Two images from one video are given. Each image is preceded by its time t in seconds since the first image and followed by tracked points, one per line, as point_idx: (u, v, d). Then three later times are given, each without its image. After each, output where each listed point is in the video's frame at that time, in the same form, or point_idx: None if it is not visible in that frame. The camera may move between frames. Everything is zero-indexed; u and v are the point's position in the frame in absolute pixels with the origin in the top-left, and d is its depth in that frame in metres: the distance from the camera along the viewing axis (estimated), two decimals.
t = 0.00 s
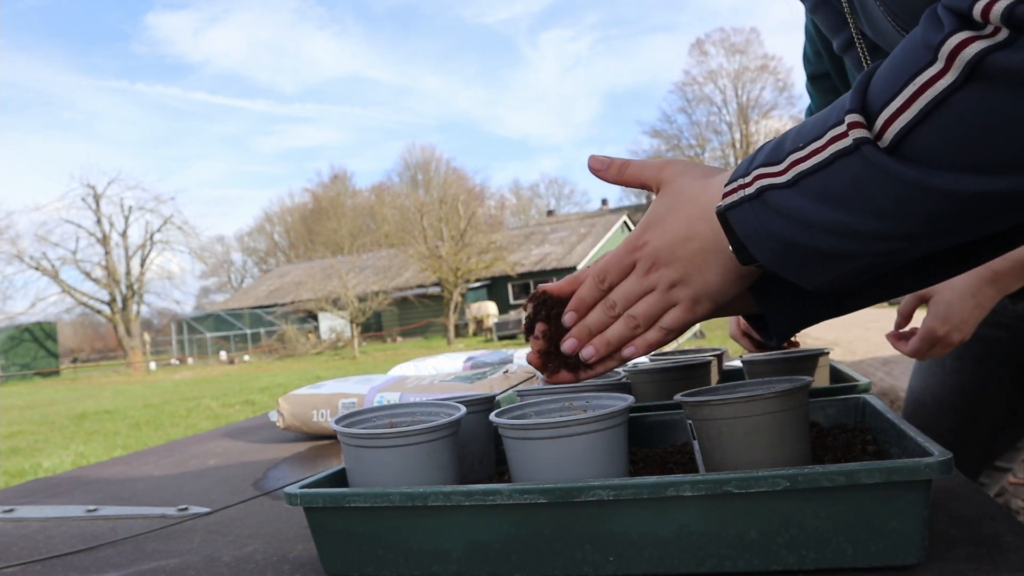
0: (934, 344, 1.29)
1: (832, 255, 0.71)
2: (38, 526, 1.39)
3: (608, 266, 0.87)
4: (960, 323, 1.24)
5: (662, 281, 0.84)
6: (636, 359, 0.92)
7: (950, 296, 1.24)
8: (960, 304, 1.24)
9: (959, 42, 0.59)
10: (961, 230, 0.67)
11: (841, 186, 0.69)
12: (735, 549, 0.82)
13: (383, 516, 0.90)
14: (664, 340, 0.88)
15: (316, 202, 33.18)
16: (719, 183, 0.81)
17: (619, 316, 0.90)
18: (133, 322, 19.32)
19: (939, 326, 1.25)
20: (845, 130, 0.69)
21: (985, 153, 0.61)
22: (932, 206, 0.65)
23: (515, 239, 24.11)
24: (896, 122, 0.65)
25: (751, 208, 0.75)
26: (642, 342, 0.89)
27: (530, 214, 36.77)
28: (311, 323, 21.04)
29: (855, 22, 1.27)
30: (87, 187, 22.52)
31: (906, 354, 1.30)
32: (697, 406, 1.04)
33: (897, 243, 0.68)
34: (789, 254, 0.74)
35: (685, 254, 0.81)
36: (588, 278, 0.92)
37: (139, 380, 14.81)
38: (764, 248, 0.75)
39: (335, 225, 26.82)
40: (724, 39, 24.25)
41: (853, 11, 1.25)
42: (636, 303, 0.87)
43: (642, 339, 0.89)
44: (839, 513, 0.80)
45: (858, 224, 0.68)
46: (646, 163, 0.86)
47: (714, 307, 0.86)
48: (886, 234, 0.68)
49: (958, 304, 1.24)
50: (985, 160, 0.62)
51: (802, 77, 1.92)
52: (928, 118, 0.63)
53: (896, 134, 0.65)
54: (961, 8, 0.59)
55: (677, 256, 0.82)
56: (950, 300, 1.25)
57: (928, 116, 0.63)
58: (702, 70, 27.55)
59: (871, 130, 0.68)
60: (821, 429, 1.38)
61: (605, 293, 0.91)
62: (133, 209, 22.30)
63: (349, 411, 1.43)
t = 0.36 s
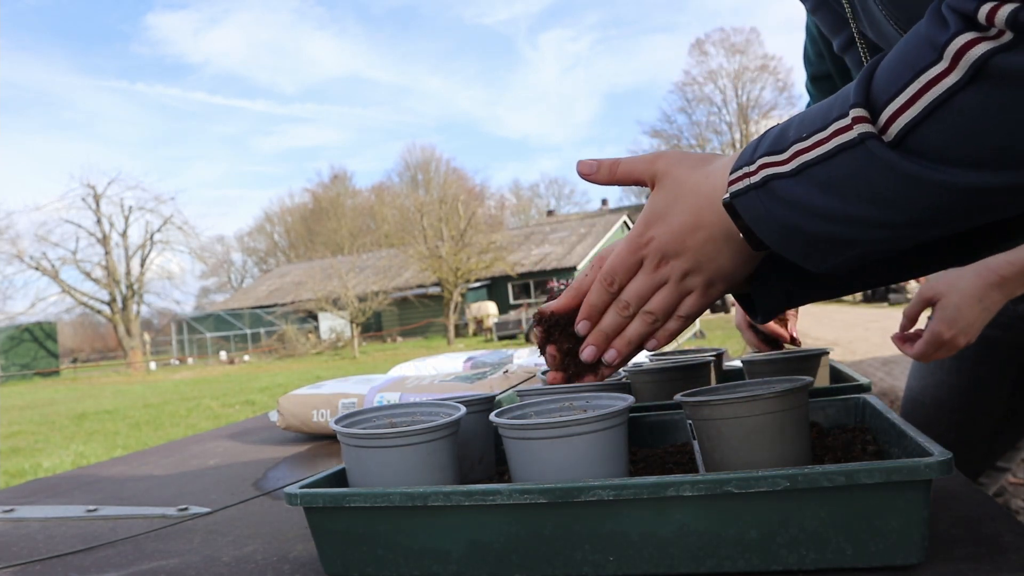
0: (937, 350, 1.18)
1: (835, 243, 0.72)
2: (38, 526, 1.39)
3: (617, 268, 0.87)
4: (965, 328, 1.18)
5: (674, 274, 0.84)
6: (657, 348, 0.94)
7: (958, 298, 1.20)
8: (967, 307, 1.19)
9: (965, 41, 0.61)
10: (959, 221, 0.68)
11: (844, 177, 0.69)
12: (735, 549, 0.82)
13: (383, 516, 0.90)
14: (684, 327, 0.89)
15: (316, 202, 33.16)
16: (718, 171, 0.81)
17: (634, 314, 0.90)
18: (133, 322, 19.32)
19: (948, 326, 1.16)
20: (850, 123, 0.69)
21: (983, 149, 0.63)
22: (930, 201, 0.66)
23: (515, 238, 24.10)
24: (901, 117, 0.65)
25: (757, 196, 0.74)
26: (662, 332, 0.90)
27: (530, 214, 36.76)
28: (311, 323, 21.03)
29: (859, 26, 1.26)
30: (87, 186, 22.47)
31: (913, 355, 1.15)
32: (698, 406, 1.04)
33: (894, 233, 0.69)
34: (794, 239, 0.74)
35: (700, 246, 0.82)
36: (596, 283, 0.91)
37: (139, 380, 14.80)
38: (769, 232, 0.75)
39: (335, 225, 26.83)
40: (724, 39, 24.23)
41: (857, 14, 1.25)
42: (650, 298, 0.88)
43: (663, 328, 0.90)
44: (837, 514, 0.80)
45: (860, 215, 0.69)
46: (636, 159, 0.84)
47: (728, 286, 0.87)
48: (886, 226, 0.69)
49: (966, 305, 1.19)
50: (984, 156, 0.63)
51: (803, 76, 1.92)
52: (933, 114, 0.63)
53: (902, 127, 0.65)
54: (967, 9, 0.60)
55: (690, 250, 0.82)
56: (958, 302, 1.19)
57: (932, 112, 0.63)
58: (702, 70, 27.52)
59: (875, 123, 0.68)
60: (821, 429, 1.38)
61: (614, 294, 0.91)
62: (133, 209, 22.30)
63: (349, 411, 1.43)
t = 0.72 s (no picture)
0: (937, 352, 1.16)
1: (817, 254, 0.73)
2: (38, 526, 1.39)
3: (606, 280, 0.87)
4: (966, 328, 1.17)
5: (665, 285, 0.85)
6: (649, 357, 0.95)
7: (957, 299, 1.19)
8: (967, 308, 1.19)
9: (922, 69, 0.64)
10: (937, 236, 0.70)
11: (824, 193, 0.71)
12: (735, 549, 0.82)
13: (384, 516, 0.90)
14: (675, 334, 0.91)
15: (316, 202, 33.15)
16: (709, 183, 0.81)
17: (624, 324, 0.91)
18: (133, 323, 19.32)
19: (948, 326, 1.15)
20: (825, 143, 0.71)
21: (950, 166, 0.65)
22: (904, 216, 0.68)
23: (515, 238, 24.09)
24: (871, 138, 0.68)
25: (745, 210, 0.76)
26: (656, 340, 0.92)
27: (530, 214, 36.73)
28: (311, 323, 21.02)
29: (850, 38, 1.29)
30: (87, 187, 22.45)
31: (911, 355, 1.15)
32: (698, 406, 1.04)
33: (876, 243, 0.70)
34: (781, 251, 0.75)
35: (693, 259, 0.82)
36: (586, 294, 0.91)
37: (139, 380, 14.79)
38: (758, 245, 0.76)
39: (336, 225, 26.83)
40: (724, 39, 24.21)
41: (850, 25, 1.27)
42: (642, 307, 0.88)
43: (654, 337, 0.91)
44: (836, 512, 0.80)
45: (840, 227, 0.71)
46: (627, 173, 0.84)
47: (719, 295, 0.87)
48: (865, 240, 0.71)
49: (965, 306, 1.18)
50: (953, 173, 0.65)
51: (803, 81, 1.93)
52: (900, 136, 0.66)
53: (874, 147, 0.68)
54: (927, 35, 0.64)
55: (682, 264, 0.83)
56: (958, 303, 1.19)
57: (899, 135, 0.66)
58: (702, 70, 27.51)
59: (849, 143, 0.71)
60: (821, 429, 1.38)
61: (606, 305, 0.91)
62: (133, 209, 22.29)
63: (349, 411, 1.43)
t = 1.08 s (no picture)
0: (944, 354, 1.21)
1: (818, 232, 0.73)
2: (38, 526, 1.39)
3: (629, 253, 0.85)
4: (970, 331, 1.19)
5: (687, 255, 0.83)
6: (666, 334, 0.93)
7: (959, 304, 1.21)
8: (971, 312, 1.20)
9: (882, 75, 0.65)
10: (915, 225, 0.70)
11: (805, 187, 0.71)
12: (735, 549, 0.82)
13: (383, 517, 0.90)
14: (694, 308, 0.89)
15: (316, 202, 33.14)
16: (724, 155, 0.81)
17: (645, 299, 0.89)
18: (133, 322, 19.30)
19: (950, 333, 1.19)
20: (806, 135, 0.71)
21: (920, 161, 0.65)
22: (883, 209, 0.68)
23: (515, 238, 24.08)
24: (847, 134, 0.68)
25: (745, 191, 0.75)
26: (675, 315, 0.90)
27: (530, 213, 36.73)
28: (311, 323, 21.01)
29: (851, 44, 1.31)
30: (87, 186, 22.38)
31: (914, 361, 1.21)
32: (698, 405, 1.04)
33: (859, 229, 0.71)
34: (783, 229, 0.74)
35: (716, 225, 0.81)
36: (606, 271, 0.89)
37: (139, 380, 14.78)
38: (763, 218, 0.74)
39: (335, 224, 26.81)
40: (724, 39, 24.20)
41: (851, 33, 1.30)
42: (661, 281, 0.86)
43: (675, 311, 0.89)
44: (836, 510, 0.80)
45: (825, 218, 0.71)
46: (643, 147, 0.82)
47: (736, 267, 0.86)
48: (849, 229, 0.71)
49: (968, 312, 1.20)
50: (922, 170, 0.66)
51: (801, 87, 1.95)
52: (870, 134, 0.67)
53: (852, 139, 0.68)
54: (883, 42, 0.65)
55: (704, 231, 0.81)
56: (960, 307, 1.20)
57: (870, 131, 0.67)
58: (702, 70, 27.47)
59: (828, 136, 0.71)
60: (820, 429, 1.38)
61: (625, 281, 0.89)
62: (133, 209, 22.26)
63: (349, 411, 1.43)
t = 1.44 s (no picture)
0: (942, 358, 1.19)
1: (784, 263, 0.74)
2: (38, 527, 1.39)
3: (596, 299, 0.86)
4: (971, 334, 1.17)
5: (656, 297, 0.84)
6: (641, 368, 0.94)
7: (960, 305, 1.20)
8: (971, 315, 1.19)
9: (852, 81, 0.64)
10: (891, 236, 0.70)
11: (780, 206, 0.72)
12: (734, 549, 0.82)
13: (382, 516, 0.90)
14: (667, 344, 0.90)
15: (316, 202, 33.14)
16: (686, 195, 0.82)
17: (616, 339, 0.90)
18: (133, 323, 19.31)
19: (951, 334, 1.16)
20: (778, 153, 0.72)
21: (889, 172, 0.65)
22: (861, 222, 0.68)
23: (515, 238, 24.06)
24: (816, 148, 0.68)
25: (716, 219, 0.76)
26: (647, 352, 0.91)
27: (530, 213, 36.75)
28: (311, 323, 21.01)
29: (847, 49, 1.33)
30: (86, 186, 22.31)
31: (912, 363, 1.18)
32: (698, 406, 1.04)
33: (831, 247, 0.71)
34: (751, 257, 0.75)
35: (681, 270, 0.82)
36: (576, 314, 0.91)
37: (139, 380, 14.77)
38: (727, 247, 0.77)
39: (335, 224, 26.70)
40: (724, 39, 24.22)
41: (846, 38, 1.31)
42: (631, 322, 0.88)
43: (644, 348, 0.91)
44: (830, 513, 0.80)
45: (800, 236, 0.71)
46: (604, 195, 0.83)
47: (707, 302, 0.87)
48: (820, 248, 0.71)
49: (971, 312, 1.19)
50: (891, 183, 0.65)
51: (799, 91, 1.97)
52: (840, 144, 0.66)
53: (822, 153, 0.68)
54: (852, 51, 0.65)
55: (670, 275, 0.82)
56: (961, 310, 1.19)
57: (841, 142, 0.66)
58: (701, 70, 27.48)
59: (797, 154, 0.71)
60: (821, 429, 1.38)
61: (595, 322, 0.91)
62: (133, 209, 22.25)
63: (349, 411, 1.43)
